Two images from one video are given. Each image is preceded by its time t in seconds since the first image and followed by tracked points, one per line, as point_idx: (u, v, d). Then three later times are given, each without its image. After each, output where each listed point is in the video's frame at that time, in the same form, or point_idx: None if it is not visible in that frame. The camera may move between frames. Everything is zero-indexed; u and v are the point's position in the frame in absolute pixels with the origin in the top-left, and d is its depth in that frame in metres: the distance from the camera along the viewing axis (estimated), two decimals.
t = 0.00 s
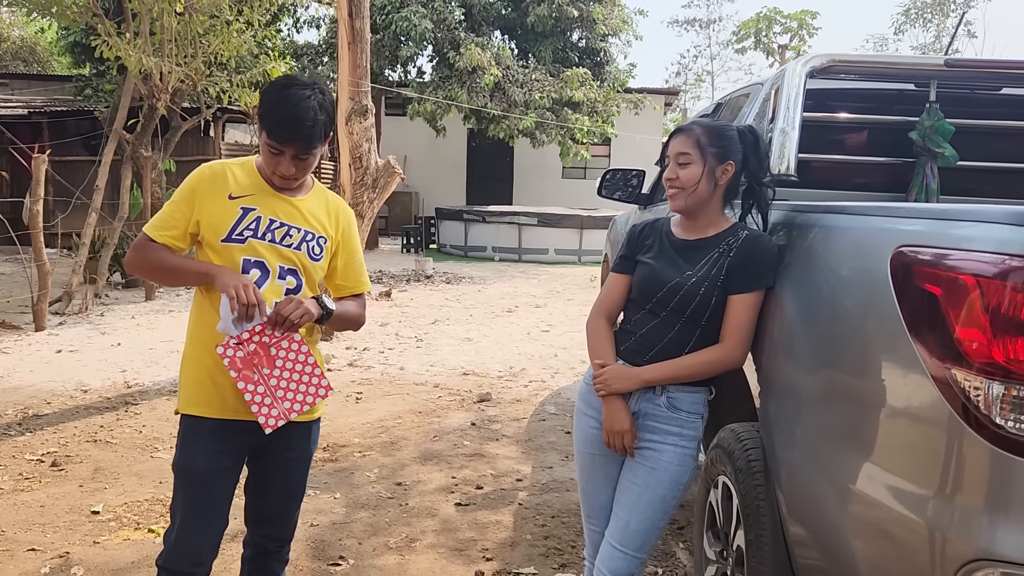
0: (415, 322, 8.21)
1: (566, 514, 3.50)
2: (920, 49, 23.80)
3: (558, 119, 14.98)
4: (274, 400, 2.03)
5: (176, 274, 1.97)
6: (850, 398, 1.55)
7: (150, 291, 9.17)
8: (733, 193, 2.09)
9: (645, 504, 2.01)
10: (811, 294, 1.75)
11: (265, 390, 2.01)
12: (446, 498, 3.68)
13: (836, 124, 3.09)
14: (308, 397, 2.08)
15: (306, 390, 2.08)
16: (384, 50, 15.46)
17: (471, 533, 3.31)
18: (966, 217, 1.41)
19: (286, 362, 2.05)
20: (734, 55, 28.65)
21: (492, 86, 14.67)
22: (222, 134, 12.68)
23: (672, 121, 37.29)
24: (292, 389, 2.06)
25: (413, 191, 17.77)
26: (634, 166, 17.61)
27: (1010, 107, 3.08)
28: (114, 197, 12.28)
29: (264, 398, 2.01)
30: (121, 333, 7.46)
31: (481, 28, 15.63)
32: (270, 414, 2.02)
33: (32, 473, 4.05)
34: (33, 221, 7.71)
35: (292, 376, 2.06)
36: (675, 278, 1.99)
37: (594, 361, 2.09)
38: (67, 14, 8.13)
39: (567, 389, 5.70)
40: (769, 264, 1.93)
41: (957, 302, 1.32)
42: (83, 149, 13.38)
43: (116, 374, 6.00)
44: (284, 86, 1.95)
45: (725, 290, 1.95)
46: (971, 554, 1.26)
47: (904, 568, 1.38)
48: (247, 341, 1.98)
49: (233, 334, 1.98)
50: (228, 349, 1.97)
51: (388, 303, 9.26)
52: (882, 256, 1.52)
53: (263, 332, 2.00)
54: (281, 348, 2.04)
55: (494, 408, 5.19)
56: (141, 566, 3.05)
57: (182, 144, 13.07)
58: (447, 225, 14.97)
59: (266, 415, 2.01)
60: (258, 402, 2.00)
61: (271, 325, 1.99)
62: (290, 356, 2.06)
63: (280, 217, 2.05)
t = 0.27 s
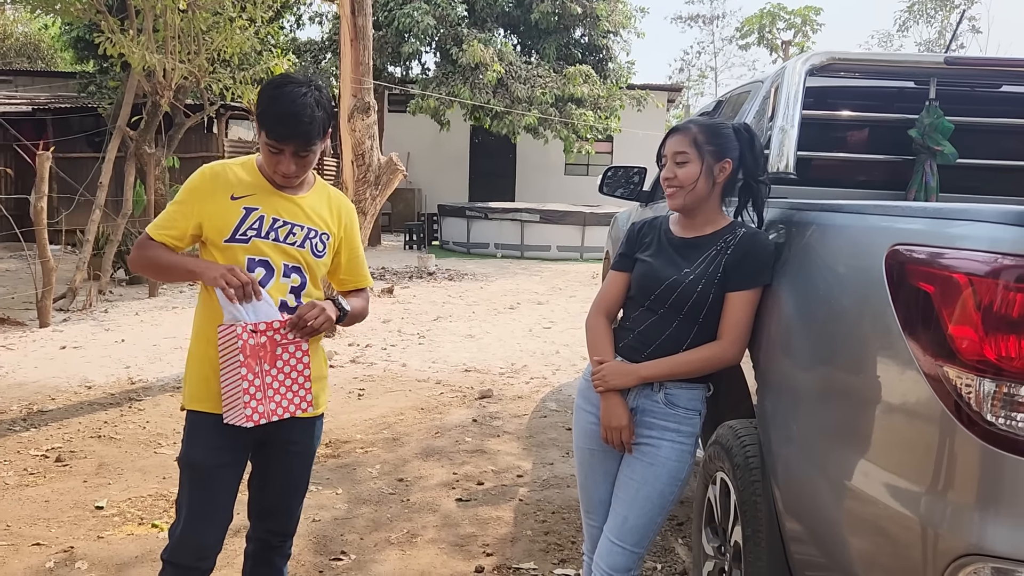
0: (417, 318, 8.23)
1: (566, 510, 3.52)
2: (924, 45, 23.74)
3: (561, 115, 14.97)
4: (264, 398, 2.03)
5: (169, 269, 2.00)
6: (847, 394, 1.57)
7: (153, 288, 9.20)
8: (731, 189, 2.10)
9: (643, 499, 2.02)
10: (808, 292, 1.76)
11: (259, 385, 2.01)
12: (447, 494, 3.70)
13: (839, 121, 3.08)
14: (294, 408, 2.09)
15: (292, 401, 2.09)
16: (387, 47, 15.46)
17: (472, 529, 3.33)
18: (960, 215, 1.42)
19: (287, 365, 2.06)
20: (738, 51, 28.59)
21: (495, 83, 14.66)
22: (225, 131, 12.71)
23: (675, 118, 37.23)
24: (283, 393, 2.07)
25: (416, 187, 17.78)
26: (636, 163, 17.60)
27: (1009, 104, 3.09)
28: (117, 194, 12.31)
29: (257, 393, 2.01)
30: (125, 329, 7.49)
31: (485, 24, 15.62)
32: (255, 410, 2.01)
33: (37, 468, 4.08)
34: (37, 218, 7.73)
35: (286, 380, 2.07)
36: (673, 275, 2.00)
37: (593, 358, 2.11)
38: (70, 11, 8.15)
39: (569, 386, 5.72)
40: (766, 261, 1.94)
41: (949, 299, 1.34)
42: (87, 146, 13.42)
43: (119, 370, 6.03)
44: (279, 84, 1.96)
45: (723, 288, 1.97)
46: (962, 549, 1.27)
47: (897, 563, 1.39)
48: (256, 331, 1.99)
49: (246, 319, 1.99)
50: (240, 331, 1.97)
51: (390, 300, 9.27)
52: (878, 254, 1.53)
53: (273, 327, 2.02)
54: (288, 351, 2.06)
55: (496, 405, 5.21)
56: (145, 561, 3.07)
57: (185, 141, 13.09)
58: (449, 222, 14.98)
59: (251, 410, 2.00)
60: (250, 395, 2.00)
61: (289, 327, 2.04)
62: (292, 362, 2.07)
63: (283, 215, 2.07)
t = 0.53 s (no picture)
0: (422, 315, 8.25)
1: (570, 506, 3.54)
2: (930, 41, 23.66)
3: (567, 112, 14.98)
4: (254, 383, 2.04)
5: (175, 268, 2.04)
6: (848, 392, 1.58)
7: (159, 285, 9.24)
8: (732, 189, 2.11)
9: (647, 496, 2.04)
10: (810, 290, 1.78)
11: (254, 370, 2.04)
12: (452, 490, 3.72)
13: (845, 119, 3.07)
14: (277, 403, 2.07)
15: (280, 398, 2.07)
16: (392, 45, 15.46)
17: (477, 524, 3.35)
18: (960, 215, 1.43)
19: (285, 360, 2.07)
20: (744, 48, 28.51)
21: (500, 80, 14.66)
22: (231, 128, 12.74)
23: (681, 115, 37.17)
24: (272, 386, 2.06)
25: (421, 184, 17.80)
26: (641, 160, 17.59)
27: (1013, 102, 3.10)
28: (124, 191, 12.35)
29: (250, 377, 2.03)
30: (132, 326, 7.53)
31: (490, 21, 15.61)
32: (242, 391, 2.03)
33: (45, 464, 4.11)
34: (44, 215, 7.76)
35: (280, 376, 2.07)
36: (675, 274, 2.02)
37: (596, 356, 2.13)
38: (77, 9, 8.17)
39: (573, 383, 5.73)
40: (768, 260, 1.96)
41: (949, 298, 1.35)
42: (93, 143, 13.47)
43: (126, 367, 6.07)
44: (282, 86, 1.97)
45: (725, 286, 1.98)
46: (960, 545, 1.29)
47: (897, 559, 1.41)
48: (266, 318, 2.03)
49: (265, 306, 2.04)
50: (252, 312, 2.02)
51: (395, 297, 9.30)
52: (879, 253, 1.54)
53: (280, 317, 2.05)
54: (290, 347, 2.07)
55: (500, 402, 5.23)
56: (153, 555, 3.10)
57: (191, 138, 13.12)
58: (454, 219, 14.99)
59: (239, 390, 2.03)
60: (243, 375, 2.03)
61: (299, 325, 2.06)
62: (291, 359, 2.08)
63: (289, 214, 2.09)
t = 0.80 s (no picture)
0: (428, 313, 8.27)
1: (577, 504, 3.55)
2: (937, 38, 23.60)
3: (573, 110, 14.98)
4: (265, 373, 2.05)
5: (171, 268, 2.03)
6: (855, 391, 1.59)
7: (167, 283, 9.28)
8: (737, 189, 2.12)
9: (653, 494, 2.05)
10: (817, 289, 1.78)
11: (267, 361, 2.05)
12: (459, 488, 3.74)
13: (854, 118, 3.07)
14: (286, 396, 2.08)
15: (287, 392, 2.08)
16: (399, 43, 15.49)
17: (483, 522, 3.37)
18: (966, 217, 1.44)
19: (300, 354, 2.10)
20: (750, 45, 28.45)
21: (507, 77, 14.65)
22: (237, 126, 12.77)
23: (687, 113, 37.15)
24: (284, 378, 2.08)
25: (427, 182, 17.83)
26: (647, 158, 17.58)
27: (1020, 102, 3.09)
28: (131, 189, 12.40)
29: (261, 366, 2.05)
30: (139, 324, 7.56)
31: (496, 20, 15.62)
32: (252, 379, 2.03)
33: (55, 461, 4.14)
34: (52, 213, 7.80)
35: (292, 369, 2.09)
36: (682, 274, 2.03)
37: (603, 355, 2.14)
38: (85, 8, 8.21)
39: (579, 381, 5.74)
40: (775, 260, 1.96)
41: (954, 299, 1.36)
42: (101, 142, 13.52)
43: (135, 364, 6.10)
44: (289, 87, 1.98)
45: (732, 286, 1.99)
46: (966, 544, 1.29)
47: (903, 558, 1.42)
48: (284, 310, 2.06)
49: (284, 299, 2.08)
50: (271, 303, 2.05)
51: (401, 295, 9.32)
52: (885, 254, 1.55)
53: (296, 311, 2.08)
54: (306, 342, 2.11)
55: (506, 400, 5.25)
56: (162, 552, 3.12)
57: (198, 136, 13.17)
58: (460, 217, 15.01)
59: (248, 377, 2.03)
60: (254, 364, 2.04)
61: (318, 321, 2.11)
62: (303, 353, 2.11)
63: (297, 214, 2.10)
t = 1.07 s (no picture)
0: (433, 312, 8.28)
1: (583, 503, 3.55)
2: (944, 37, 23.54)
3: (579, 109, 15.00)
4: (298, 371, 2.06)
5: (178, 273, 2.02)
6: (861, 390, 1.59)
7: (173, 282, 9.30)
8: (746, 189, 2.12)
9: (660, 493, 2.06)
10: (824, 290, 1.79)
11: (294, 358, 2.05)
12: (465, 486, 3.74)
13: (863, 117, 3.05)
14: (324, 388, 2.11)
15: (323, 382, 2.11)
16: (405, 42, 15.51)
17: (489, 520, 3.38)
18: (975, 217, 1.44)
19: (322, 344, 2.10)
20: (755, 44, 28.40)
21: (514, 77, 14.64)
22: (243, 125, 12.80)
23: (692, 112, 37.11)
24: (315, 371, 2.09)
25: (431, 181, 17.84)
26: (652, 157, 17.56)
27: None
28: (137, 188, 12.44)
29: (292, 366, 2.05)
30: (146, 322, 7.58)
31: (501, 19, 15.62)
32: (287, 380, 2.04)
33: (62, 459, 4.16)
34: (59, 212, 7.82)
35: (319, 361, 2.11)
36: (689, 274, 2.03)
37: (611, 355, 2.14)
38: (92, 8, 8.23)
39: (584, 380, 5.75)
40: (782, 260, 1.97)
41: (963, 300, 1.36)
42: (107, 141, 13.57)
43: (141, 363, 6.12)
44: (305, 88, 1.99)
45: (739, 286, 2.00)
46: (974, 545, 1.30)
47: (910, 557, 1.42)
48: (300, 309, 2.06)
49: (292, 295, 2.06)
50: (281, 302, 2.03)
51: (406, 294, 9.33)
52: (894, 255, 1.55)
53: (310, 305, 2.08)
54: (325, 331, 2.10)
55: (511, 399, 5.25)
56: (169, 550, 3.14)
57: (204, 135, 13.20)
58: (465, 215, 15.02)
59: (283, 379, 2.03)
60: (285, 365, 2.04)
61: (329, 307, 2.10)
62: (326, 342, 2.11)
63: (304, 214, 2.11)
